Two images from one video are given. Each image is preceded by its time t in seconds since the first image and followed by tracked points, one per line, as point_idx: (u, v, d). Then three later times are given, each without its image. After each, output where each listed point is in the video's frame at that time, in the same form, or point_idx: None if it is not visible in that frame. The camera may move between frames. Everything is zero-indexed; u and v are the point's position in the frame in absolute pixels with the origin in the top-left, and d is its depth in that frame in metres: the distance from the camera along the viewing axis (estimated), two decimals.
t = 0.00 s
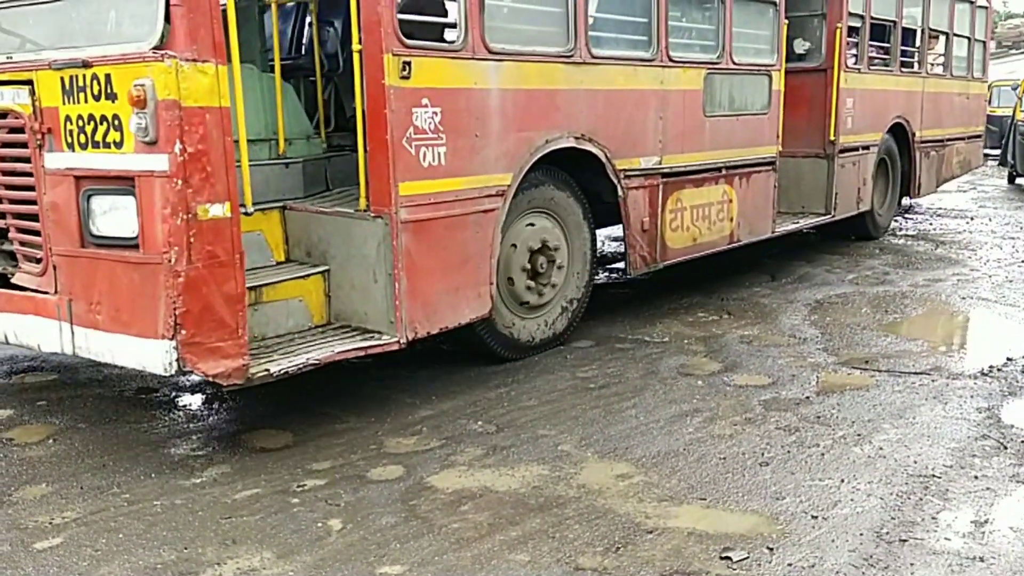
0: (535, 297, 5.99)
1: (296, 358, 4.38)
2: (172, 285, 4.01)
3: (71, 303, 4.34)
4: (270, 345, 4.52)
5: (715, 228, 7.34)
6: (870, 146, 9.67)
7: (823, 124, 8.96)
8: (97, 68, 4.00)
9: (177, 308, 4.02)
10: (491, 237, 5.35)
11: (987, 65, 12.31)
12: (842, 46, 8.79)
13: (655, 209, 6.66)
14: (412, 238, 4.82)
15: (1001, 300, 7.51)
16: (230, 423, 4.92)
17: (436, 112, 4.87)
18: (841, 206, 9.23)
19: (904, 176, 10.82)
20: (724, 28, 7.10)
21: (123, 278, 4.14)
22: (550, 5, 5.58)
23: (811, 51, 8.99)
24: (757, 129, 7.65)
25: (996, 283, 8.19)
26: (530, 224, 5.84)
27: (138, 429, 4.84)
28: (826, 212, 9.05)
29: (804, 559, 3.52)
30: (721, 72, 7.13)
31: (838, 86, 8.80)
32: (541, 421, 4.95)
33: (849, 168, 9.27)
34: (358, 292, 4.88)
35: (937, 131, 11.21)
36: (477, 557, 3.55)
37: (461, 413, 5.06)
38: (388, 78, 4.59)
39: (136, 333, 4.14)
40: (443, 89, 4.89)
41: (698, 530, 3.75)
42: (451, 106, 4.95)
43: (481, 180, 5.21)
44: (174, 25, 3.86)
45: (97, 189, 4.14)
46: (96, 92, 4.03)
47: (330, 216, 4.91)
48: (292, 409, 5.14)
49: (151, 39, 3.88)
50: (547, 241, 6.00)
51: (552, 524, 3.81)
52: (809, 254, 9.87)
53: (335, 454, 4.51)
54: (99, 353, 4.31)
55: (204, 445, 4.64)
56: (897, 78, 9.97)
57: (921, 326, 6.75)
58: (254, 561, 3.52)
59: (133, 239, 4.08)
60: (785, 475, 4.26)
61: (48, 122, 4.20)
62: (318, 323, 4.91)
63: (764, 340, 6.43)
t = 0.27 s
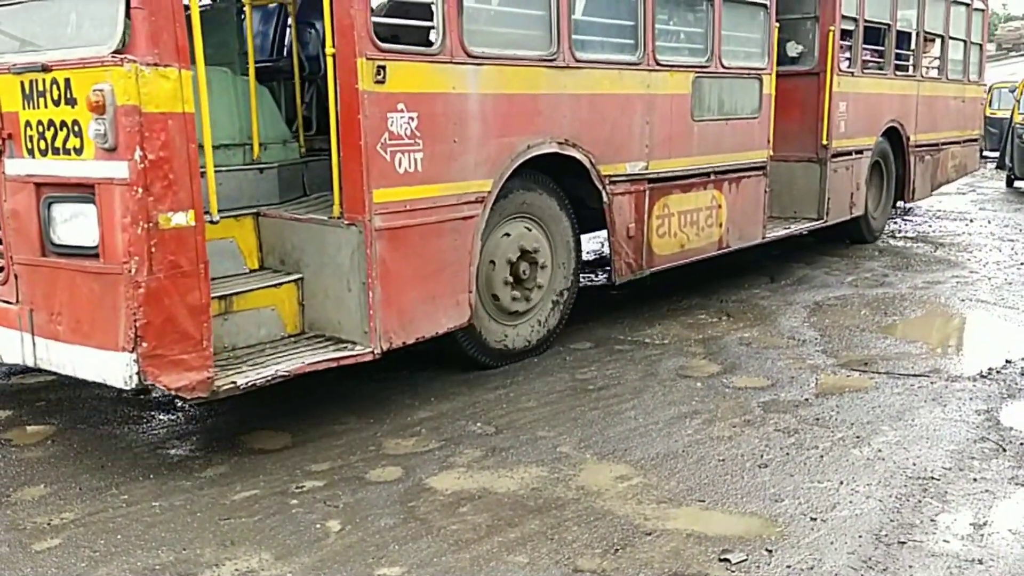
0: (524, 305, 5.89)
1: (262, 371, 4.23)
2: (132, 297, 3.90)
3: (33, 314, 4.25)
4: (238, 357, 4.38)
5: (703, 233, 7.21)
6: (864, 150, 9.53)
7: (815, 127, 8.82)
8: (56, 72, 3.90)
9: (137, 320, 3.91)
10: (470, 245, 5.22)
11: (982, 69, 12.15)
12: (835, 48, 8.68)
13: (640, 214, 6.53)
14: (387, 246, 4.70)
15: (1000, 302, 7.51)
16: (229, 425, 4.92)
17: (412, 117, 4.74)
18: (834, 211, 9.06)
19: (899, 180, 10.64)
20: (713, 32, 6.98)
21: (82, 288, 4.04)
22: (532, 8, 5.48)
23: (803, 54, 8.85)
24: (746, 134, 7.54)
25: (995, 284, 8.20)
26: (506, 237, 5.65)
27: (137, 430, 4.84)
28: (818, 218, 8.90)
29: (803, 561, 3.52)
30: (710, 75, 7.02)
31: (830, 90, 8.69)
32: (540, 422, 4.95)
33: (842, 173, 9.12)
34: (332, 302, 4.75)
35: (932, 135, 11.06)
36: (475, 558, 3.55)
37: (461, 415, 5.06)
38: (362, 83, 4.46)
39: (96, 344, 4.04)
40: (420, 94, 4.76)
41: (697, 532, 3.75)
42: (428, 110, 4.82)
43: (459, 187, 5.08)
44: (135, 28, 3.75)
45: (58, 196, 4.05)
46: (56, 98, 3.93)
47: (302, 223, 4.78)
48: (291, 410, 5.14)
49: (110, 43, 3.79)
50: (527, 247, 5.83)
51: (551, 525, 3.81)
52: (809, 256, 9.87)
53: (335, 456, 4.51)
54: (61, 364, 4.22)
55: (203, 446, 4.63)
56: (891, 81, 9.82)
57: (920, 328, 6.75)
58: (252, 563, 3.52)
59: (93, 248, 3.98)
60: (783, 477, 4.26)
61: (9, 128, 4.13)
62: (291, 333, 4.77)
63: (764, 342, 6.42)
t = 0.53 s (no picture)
0: (512, 307, 5.84)
1: (229, 378, 4.14)
2: (91, 302, 3.79)
3: None
4: (207, 364, 4.30)
5: (691, 238, 7.11)
6: (858, 153, 9.42)
7: (809, 129, 8.73)
8: (15, 71, 3.82)
9: (96, 326, 3.80)
10: (449, 249, 5.10)
11: (980, 70, 12.06)
12: (829, 49, 8.57)
13: (626, 218, 6.44)
14: (362, 249, 4.59)
15: (1000, 303, 7.51)
16: (229, 425, 4.92)
17: (389, 119, 4.63)
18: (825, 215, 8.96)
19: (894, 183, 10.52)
20: (702, 32, 6.87)
21: (42, 293, 3.93)
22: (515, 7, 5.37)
23: (797, 55, 8.75)
24: (737, 137, 7.43)
25: (995, 285, 8.21)
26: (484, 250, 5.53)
27: (137, 431, 4.84)
28: (811, 221, 8.82)
29: (803, 561, 3.52)
30: (700, 77, 6.92)
31: (825, 92, 8.56)
32: (540, 422, 4.95)
33: (835, 175, 9.02)
34: (306, 306, 4.66)
35: (928, 137, 10.94)
36: (476, 559, 3.55)
37: (461, 415, 5.06)
38: (336, 84, 4.34)
39: (56, 352, 3.91)
40: (397, 95, 4.65)
41: (697, 533, 3.75)
42: (405, 111, 4.70)
43: (437, 189, 4.96)
44: (94, 26, 3.66)
45: (18, 199, 3.95)
46: (15, 97, 3.85)
47: (276, 226, 4.69)
48: (291, 411, 5.13)
49: (68, 41, 3.70)
50: (507, 252, 5.71)
51: (551, 526, 3.81)
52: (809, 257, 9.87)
53: (335, 456, 4.51)
54: (22, 372, 4.10)
55: (203, 446, 4.63)
56: (887, 83, 9.71)
57: (920, 329, 6.75)
58: (253, 563, 3.52)
59: (52, 253, 3.87)
60: (784, 478, 4.25)
61: None
62: (264, 339, 4.69)
63: (764, 343, 6.42)
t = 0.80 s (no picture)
0: (499, 307, 5.76)
1: (194, 382, 4.06)
2: (46, 305, 3.71)
3: None
4: (173, 369, 4.21)
5: (679, 240, 7.00)
6: (852, 154, 9.33)
7: (801, 129, 8.64)
8: None
9: (51, 329, 3.71)
10: (426, 250, 5.02)
11: (976, 72, 12.04)
12: (821, 49, 8.49)
13: (611, 219, 6.32)
14: (333, 250, 4.51)
15: (1000, 304, 7.51)
16: (229, 425, 4.92)
17: (362, 117, 4.55)
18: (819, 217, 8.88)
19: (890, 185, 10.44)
20: (690, 31, 6.79)
21: None
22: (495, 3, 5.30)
23: (790, 54, 8.67)
24: (727, 137, 7.33)
25: (995, 286, 8.22)
26: (457, 264, 5.42)
27: (136, 431, 4.84)
28: (804, 223, 8.73)
29: (803, 562, 3.52)
30: (688, 76, 6.83)
31: (816, 92, 8.49)
32: (540, 422, 4.95)
33: (829, 177, 8.94)
34: (277, 308, 4.59)
35: (925, 139, 10.86)
36: (476, 559, 3.55)
37: (462, 415, 5.06)
38: (305, 80, 4.28)
39: (10, 356, 3.82)
40: (370, 93, 4.58)
41: (697, 533, 3.75)
42: (379, 110, 4.63)
43: (413, 190, 4.88)
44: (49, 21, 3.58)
45: None
46: None
47: (248, 228, 4.61)
48: (290, 411, 5.13)
49: (23, 36, 3.62)
50: (483, 256, 5.58)
51: (550, 526, 3.81)
52: (809, 258, 9.87)
53: (335, 456, 4.51)
54: None
55: (203, 446, 4.63)
56: (881, 84, 9.64)
57: (920, 329, 6.75)
58: (252, 563, 3.52)
59: (8, 253, 3.79)
60: (784, 479, 4.25)
61: None
62: (235, 342, 4.61)
63: (763, 343, 6.42)
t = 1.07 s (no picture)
0: (477, 309, 5.68)
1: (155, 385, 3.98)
2: None
3: None
4: (135, 371, 4.14)
5: (666, 241, 6.94)
6: (843, 154, 9.31)
7: (792, 130, 8.60)
8: None
9: None
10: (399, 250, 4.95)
11: (972, 73, 12.05)
12: (812, 49, 8.44)
13: (594, 220, 6.25)
14: (300, 250, 4.45)
15: (998, 305, 7.52)
16: (228, 425, 4.92)
17: (332, 113, 4.48)
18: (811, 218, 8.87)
19: (884, 186, 10.44)
20: (677, 29, 6.73)
21: None
22: None
23: (780, 54, 8.61)
24: (714, 137, 7.25)
25: (993, 287, 8.22)
26: (426, 281, 5.33)
27: (134, 431, 4.84)
28: (795, 224, 8.71)
29: (801, 563, 3.52)
30: (673, 75, 6.74)
31: (808, 92, 8.46)
32: (538, 423, 4.96)
33: (820, 178, 8.93)
34: (243, 308, 4.51)
35: (919, 139, 10.84)
36: (474, 559, 3.55)
37: (460, 415, 5.07)
38: (272, 75, 4.20)
39: None
40: (340, 89, 4.50)
41: (695, 534, 3.75)
42: (350, 106, 4.55)
43: (386, 188, 4.81)
44: None
45: None
46: None
47: (214, 227, 4.54)
48: (288, 411, 5.13)
49: None
50: (455, 262, 5.47)
51: (548, 527, 3.81)
52: (808, 259, 9.88)
53: (333, 456, 4.52)
54: None
55: (200, 447, 4.63)
56: (874, 85, 9.62)
57: (918, 330, 6.76)
58: (250, 563, 3.52)
59: None
60: (783, 480, 4.25)
61: None
62: (201, 344, 4.54)
63: (762, 344, 6.43)
